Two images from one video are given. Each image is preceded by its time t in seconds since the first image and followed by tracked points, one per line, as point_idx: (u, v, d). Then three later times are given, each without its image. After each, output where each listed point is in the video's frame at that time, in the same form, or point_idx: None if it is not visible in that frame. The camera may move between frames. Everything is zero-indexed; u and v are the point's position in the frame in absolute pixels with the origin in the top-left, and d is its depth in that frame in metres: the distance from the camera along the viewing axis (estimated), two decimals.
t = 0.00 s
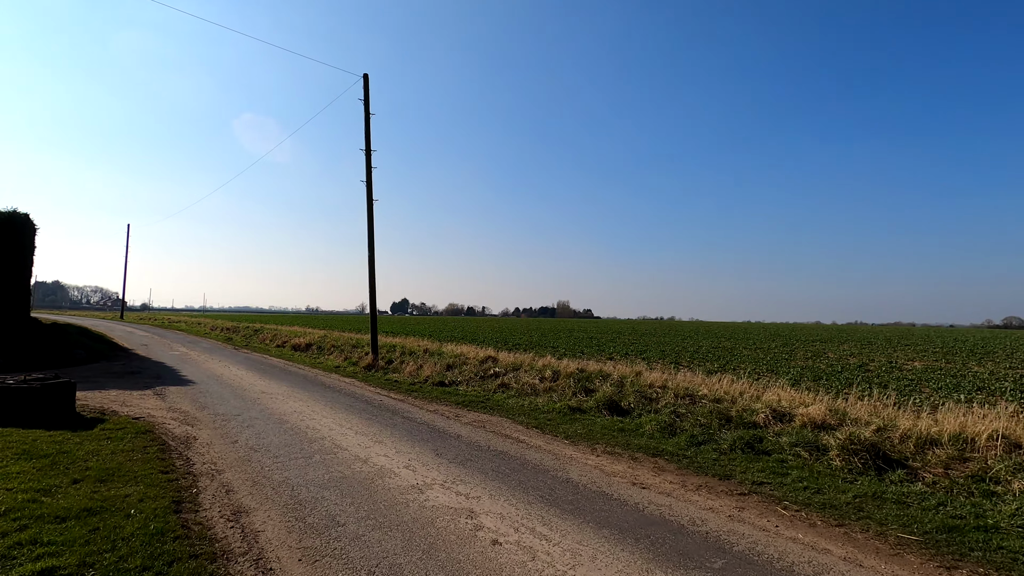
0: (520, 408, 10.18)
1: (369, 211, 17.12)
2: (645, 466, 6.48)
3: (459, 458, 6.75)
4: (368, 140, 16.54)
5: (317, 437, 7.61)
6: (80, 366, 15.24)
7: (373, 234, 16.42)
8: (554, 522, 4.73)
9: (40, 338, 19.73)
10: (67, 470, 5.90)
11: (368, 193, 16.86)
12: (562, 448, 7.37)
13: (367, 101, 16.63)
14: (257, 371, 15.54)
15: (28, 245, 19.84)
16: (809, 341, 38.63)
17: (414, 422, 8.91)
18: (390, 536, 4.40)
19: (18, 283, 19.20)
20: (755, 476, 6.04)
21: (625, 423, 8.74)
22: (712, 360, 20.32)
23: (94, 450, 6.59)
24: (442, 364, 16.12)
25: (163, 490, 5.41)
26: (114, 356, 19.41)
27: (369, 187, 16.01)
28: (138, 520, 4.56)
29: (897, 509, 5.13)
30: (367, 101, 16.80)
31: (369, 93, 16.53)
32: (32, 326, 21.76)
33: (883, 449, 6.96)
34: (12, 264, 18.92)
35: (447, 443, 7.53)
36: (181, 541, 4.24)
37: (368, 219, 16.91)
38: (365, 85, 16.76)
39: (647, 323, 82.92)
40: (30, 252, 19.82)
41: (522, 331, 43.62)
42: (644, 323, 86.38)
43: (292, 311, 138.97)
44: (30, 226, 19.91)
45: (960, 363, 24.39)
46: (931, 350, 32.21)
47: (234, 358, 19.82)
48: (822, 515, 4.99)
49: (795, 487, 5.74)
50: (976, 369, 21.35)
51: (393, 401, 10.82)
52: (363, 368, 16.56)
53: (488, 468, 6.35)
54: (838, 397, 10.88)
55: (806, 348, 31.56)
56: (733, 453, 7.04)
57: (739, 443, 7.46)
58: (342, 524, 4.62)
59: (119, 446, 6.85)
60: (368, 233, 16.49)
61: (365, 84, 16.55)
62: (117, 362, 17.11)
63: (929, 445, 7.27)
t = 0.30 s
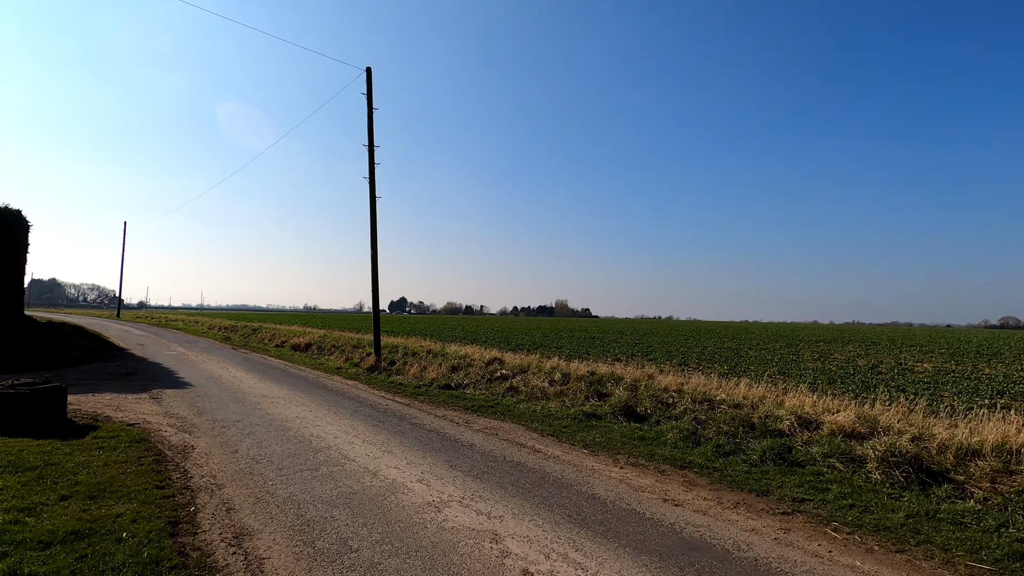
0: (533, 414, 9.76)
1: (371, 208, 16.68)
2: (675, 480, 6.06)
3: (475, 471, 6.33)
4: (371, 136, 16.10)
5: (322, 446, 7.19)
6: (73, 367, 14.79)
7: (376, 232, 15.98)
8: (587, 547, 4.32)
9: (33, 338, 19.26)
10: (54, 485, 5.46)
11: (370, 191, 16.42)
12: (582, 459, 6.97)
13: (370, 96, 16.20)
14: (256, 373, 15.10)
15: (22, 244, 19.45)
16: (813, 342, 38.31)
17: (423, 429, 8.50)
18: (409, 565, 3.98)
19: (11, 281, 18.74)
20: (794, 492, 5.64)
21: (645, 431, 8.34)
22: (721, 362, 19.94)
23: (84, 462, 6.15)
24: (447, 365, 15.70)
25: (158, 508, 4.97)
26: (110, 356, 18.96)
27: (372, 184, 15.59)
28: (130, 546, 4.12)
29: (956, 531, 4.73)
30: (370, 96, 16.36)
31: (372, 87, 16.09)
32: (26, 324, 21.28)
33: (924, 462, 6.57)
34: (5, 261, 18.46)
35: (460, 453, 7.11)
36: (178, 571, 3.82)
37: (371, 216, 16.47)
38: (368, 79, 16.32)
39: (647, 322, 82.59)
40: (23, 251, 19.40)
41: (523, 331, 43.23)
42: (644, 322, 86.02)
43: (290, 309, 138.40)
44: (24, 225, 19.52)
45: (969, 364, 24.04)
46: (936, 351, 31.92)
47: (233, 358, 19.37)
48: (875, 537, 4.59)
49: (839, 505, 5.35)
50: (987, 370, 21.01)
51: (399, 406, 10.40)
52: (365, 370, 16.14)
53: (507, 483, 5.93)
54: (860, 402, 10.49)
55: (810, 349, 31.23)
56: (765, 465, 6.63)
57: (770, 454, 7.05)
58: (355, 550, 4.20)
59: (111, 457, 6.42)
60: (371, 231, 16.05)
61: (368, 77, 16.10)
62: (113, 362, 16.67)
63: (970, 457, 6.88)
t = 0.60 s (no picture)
0: (547, 418, 9.36)
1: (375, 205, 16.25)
2: (710, 489, 5.67)
3: (495, 480, 5.94)
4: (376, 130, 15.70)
5: (330, 453, 6.78)
6: (69, 368, 14.36)
7: (380, 230, 15.58)
8: (629, 567, 3.93)
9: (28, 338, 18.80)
10: (43, 496, 5.04)
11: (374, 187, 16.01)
12: (607, 466, 6.58)
13: (374, 90, 15.79)
14: (257, 374, 14.68)
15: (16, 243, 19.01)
16: (818, 343, 38.00)
17: (434, 434, 8.09)
18: None
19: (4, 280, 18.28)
20: (841, 504, 5.26)
21: (668, 436, 7.95)
22: (730, 363, 19.56)
23: (76, 471, 5.74)
24: (453, 366, 15.30)
25: (156, 523, 4.56)
26: (106, 357, 18.51)
27: (376, 180, 15.17)
28: (125, 568, 3.71)
29: None
30: (374, 90, 15.96)
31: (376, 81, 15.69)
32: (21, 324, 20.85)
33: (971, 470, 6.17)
34: None
35: (476, 460, 6.72)
36: None
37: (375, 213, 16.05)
38: (372, 73, 15.91)
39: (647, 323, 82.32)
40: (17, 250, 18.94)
41: (524, 331, 42.86)
42: (644, 323, 85.79)
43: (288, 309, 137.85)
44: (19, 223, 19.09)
45: (980, 365, 23.70)
46: (943, 351, 31.62)
47: (232, 359, 18.93)
48: (941, 556, 4.20)
49: (892, 518, 4.95)
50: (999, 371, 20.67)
51: (407, 409, 9.99)
52: (369, 371, 15.72)
53: (531, 493, 5.55)
54: (885, 405, 10.11)
55: (816, 349, 30.90)
56: (802, 473, 6.24)
57: (805, 461, 6.67)
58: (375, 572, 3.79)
59: (106, 465, 6.00)
60: (375, 229, 15.64)
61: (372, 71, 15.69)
62: (109, 363, 16.24)
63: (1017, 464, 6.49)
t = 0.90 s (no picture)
0: (564, 426, 8.93)
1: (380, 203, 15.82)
2: (752, 508, 5.25)
3: (518, 497, 5.52)
4: (382, 127, 15.27)
5: (339, 465, 6.36)
6: (64, 370, 13.92)
7: (386, 229, 15.15)
8: None
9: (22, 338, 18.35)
10: (30, 516, 4.61)
11: (379, 185, 15.58)
12: (635, 481, 6.17)
13: (380, 85, 15.38)
14: (258, 378, 14.25)
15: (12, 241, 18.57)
16: (824, 345, 37.60)
17: (447, 443, 7.67)
18: None
19: None
20: (897, 525, 4.85)
21: (695, 446, 7.55)
22: (741, 367, 19.16)
23: (67, 486, 5.31)
24: (460, 369, 14.87)
25: (153, 548, 4.13)
26: (103, 358, 18.07)
27: (382, 178, 14.76)
28: None
29: None
30: (380, 85, 15.55)
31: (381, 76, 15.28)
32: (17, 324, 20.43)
33: None
34: None
35: (496, 473, 6.31)
36: None
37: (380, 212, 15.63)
38: (377, 68, 15.50)
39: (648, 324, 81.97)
40: (12, 248, 18.49)
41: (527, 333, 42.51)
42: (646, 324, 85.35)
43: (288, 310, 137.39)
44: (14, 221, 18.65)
45: (993, 369, 23.29)
46: (953, 355, 31.16)
47: (233, 361, 18.49)
48: None
49: (958, 542, 4.53)
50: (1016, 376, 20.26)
51: (417, 415, 9.58)
52: (373, 375, 15.30)
53: (559, 512, 5.13)
54: (915, 412, 9.70)
55: (823, 352, 30.51)
56: (846, 489, 5.82)
57: (846, 475, 6.25)
58: None
59: (99, 479, 5.57)
60: (380, 228, 15.22)
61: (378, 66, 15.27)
62: (106, 365, 15.79)
63: None
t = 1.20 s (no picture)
0: (580, 430, 8.49)
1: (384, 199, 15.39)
2: (798, 523, 4.81)
3: (541, 509, 5.08)
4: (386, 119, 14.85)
5: (345, 473, 5.91)
6: (56, 370, 13.46)
7: (390, 225, 14.71)
8: None
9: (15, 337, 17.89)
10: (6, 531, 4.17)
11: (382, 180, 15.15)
12: (664, 491, 5.74)
13: (384, 77, 14.97)
14: (257, 378, 13.79)
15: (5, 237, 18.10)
16: (830, 347, 37.17)
17: (458, 448, 7.22)
18: None
19: None
20: (961, 542, 4.42)
21: (723, 453, 7.10)
22: (752, 368, 18.74)
23: (51, 496, 4.87)
24: (466, 370, 14.43)
25: (142, 569, 3.69)
26: (98, 358, 17.61)
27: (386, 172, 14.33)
28: None
29: None
30: (384, 77, 15.14)
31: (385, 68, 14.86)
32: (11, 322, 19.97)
33: None
34: None
35: (514, 482, 5.86)
36: None
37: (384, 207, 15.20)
38: (382, 60, 15.09)
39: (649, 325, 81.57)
40: (5, 244, 18.02)
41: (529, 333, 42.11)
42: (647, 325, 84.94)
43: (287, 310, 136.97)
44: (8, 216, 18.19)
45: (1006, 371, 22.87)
46: (962, 357, 30.71)
47: (232, 360, 18.04)
48: None
49: None
50: None
51: (424, 418, 9.13)
52: (376, 376, 14.85)
53: (589, 527, 4.67)
54: (945, 417, 9.27)
55: (831, 354, 30.10)
56: (895, 501, 5.38)
57: (890, 485, 5.81)
58: None
59: (87, 488, 5.12)
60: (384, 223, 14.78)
61: (382, 58, 14.86)
62: (101, 364, 15.34)
63: None
